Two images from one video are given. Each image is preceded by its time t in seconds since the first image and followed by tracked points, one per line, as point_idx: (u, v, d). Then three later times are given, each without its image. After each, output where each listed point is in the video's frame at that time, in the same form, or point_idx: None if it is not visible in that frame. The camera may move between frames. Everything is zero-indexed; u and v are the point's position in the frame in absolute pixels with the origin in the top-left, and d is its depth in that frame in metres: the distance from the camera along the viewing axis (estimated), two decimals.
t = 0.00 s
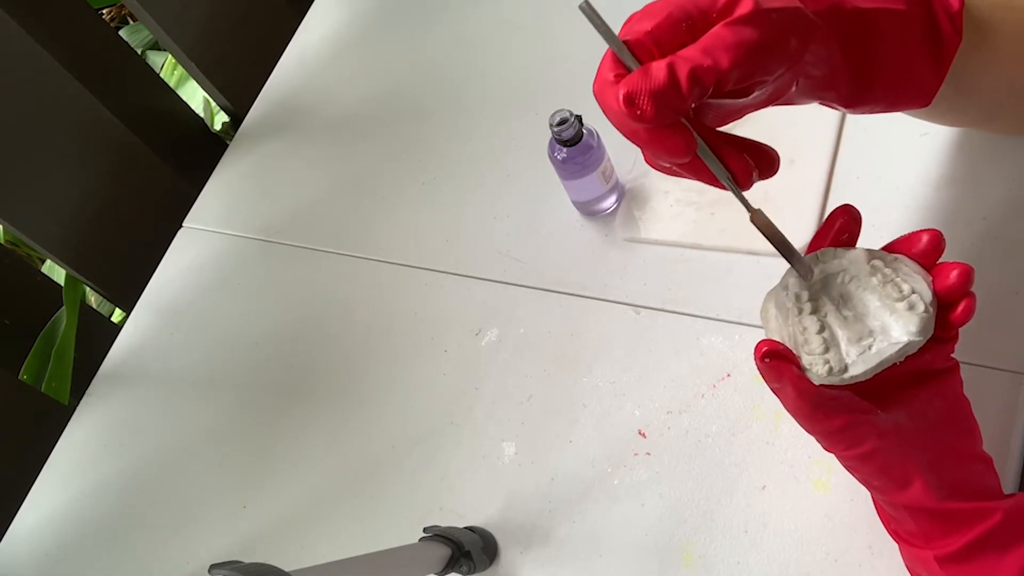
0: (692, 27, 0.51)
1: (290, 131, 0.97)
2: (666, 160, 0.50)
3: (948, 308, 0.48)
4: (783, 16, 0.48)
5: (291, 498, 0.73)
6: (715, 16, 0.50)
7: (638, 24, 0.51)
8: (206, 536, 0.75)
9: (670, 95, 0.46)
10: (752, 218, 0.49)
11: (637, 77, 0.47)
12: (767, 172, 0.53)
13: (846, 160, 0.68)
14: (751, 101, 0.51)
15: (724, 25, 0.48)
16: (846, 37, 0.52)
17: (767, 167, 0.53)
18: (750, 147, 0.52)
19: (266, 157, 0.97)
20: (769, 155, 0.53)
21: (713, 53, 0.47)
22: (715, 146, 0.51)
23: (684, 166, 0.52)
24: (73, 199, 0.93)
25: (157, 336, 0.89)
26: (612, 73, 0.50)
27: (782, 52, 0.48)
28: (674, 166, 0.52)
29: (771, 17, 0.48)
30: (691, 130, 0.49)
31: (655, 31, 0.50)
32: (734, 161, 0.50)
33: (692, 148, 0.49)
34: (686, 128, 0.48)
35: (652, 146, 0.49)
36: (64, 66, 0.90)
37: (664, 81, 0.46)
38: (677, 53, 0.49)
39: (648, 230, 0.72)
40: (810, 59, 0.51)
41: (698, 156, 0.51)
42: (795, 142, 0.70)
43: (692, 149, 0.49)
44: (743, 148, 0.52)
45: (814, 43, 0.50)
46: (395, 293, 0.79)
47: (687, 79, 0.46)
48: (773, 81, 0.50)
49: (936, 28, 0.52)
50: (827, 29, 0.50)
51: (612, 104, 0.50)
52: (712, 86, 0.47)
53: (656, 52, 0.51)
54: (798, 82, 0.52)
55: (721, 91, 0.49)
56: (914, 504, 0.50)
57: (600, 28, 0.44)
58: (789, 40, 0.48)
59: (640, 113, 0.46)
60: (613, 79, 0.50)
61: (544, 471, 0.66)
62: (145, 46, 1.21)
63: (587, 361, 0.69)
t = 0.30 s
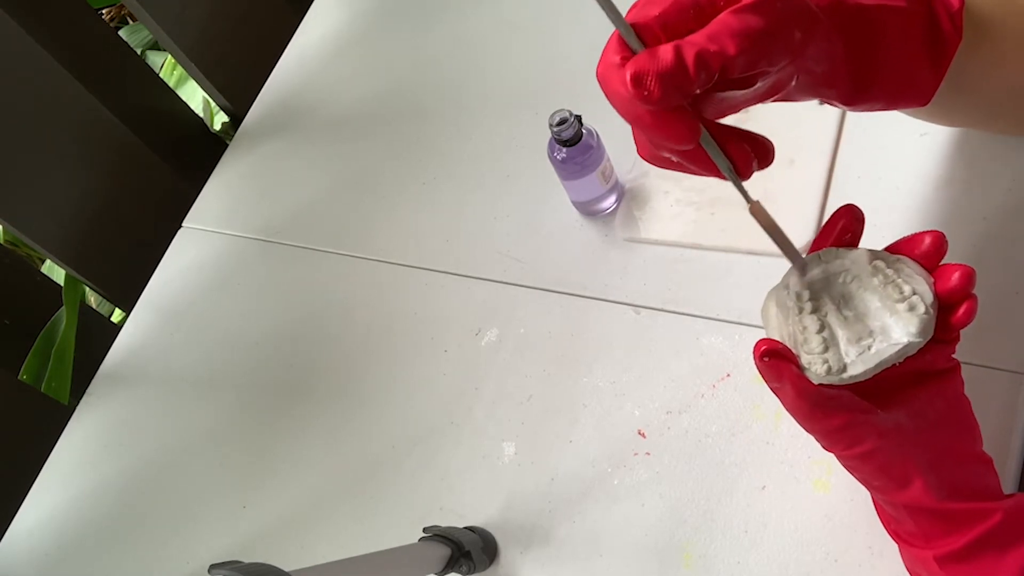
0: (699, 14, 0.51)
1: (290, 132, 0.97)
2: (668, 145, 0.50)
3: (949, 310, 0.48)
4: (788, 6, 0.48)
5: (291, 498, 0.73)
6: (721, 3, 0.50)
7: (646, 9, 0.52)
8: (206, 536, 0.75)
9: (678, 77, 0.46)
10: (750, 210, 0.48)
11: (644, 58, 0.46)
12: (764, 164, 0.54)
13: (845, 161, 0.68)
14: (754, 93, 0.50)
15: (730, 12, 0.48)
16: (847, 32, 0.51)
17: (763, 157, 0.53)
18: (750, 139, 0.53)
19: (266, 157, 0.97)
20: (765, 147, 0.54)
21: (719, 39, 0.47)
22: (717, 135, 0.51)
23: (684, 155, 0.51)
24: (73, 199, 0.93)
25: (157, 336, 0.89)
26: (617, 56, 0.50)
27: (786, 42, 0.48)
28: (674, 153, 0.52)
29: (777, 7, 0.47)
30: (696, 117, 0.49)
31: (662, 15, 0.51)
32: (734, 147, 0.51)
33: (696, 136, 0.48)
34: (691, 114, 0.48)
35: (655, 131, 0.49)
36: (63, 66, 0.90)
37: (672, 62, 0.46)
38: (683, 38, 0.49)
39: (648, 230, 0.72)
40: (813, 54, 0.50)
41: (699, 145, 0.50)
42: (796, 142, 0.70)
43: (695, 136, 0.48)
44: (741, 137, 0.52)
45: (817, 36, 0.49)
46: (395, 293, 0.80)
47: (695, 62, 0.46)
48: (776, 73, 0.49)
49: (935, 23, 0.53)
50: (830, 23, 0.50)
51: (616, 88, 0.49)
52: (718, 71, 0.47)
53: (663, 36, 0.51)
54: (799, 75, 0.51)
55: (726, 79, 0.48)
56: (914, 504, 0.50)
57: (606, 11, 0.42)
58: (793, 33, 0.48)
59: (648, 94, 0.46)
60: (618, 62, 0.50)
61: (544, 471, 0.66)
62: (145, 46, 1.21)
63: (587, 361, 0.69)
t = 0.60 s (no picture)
0: (715, 30, 0.51)
1: (290, 132, 0.97)
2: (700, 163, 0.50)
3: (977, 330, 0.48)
4: (800, 13, 0.48)
5: (291, 498, 0.73)
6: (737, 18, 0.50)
7: (661, 33, 0.51)
8: (206, 536, 0.74)
9: (704, 99, 0.46)
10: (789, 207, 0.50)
11: (667, 83, 0.46)
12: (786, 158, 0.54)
13: (846, 161, 0.68)
14: (767, 97, 0.50)
15: (744, 26, 0.48)
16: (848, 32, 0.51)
17: (782, 149, 0.53)
18: (769, 136, 0.53)
19: (266, 157, 0.97)
20: (782, 140, 0.54)
21: (738, 55, 0.47)
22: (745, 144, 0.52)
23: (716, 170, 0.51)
24: (73, 199, 0.93)
25: (158, 336, 0.89)
26: (638, 84, 0.50)
27: (800, 47, 0.48)
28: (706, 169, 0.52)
29: (789, 15, 0.48)
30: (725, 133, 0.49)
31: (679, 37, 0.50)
32: (765, 152, 0.52)
33: (728, 150, 0.48)
34: (720, 129, 0.48)
35: (688, 152, 0.49)
36: (63, 66, 0.90)
37: (696, 85, 0.46)
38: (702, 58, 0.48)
39: (648, 230, 0.72)
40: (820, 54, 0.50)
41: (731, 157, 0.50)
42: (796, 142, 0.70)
43: (728, 150, 0.48)
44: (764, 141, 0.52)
45: (823, 35, 0.49)
46: (395, 293, 0.79)
47: (717, 79, 0.46)
48: (792, 78, 0.49)
49: (935, 23, 0.52)
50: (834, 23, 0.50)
51: (642, 116, 0.50)
52: (740, 87, 0.47)
53: (680, 58, 0.51)
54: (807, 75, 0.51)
55: (747, 94, 0.48)
56: (914, 494, 0.50)
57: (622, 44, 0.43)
58: (806, 37, 0.48)
59: (676, 118, 0.46)
60: (640, 91, 0.50)
61: (544, 471, 0.66)
62: (145, 46, 1.21)
63: (587, 361, 0.69)
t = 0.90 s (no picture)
0: (711, 51, 0.50)
1: (290, 132, 0.97)
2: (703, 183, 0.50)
3: (982, 333, 0.48)
4: (796, 27, 0.48)
5: (291, 498, 0.73)
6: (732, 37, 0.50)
7: (657, 56, 0.51)
8: (206, 536, 0.74)
9: (704, 122, 0.46)
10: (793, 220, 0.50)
11: (667, 109, 0.46)
12: (789, 171, 0.54)
13: (845, 161, 0.68)
14: (765, 109, 0.51)
15: (740, 46, 0.48)
16: (846, 41, 0.51)
17: (785, 163, 0.53)
18: (773, 150, 0.53)
19: (266, 157, 0.97)
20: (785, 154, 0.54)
21: (736, 75, 0.47)
22: (747, 160, 0.52)
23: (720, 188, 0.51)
24: (73, 199, 0.93)
25: (157, 336, 0.89)
26: (638, 109, 0.50)
27: (796, 59, 0.48)
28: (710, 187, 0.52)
29: (784, 30, 0.48)
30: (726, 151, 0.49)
31: (676, 59, 0.50)
32: (767, 167, 0.52)
33: (731, 169, 0.48)
34: (721, 149, 0.48)
35: (691, 175, 0.49)
36: (63, 66, 0.90)
37: (695, 110, 0.46)
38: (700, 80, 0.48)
39: (647, 231, 0.72)
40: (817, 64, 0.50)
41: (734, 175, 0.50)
42: (795, 143, 0.70)
43: (730, 168, 0.48)
44: (765, 154, 0.52)
45: (821, 45, 0.50)
46: (395, 293, 0.79)
47: (716, 102, 0.46)
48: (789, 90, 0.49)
49: (931, 28, 0.53)
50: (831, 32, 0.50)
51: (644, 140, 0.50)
52: (739, 107, 0.47)
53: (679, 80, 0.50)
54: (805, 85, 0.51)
55: (746, 112, 0.49)
56: (914, 493, 0.50)
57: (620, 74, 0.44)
58: (802, 48, 0.48)
59: (678, 143, 0.46)
60: (640, 115, 0.50)
61: (544, 471, 0.66)
62: (145, 46, 1.21)
63: (587, 361, 0.69)
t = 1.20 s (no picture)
0: (711, 51, 0.50)
1: (290, 132, 0.97)
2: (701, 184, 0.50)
3: (980, 333, 0.48)
4: (797, 30, 0.48)
5: (291, 498, 0.73)
6: (732, 37, 0.50)
7: (657, 54, 0.51)
8: (206, 536, 0.74)
9: (703, 122, 0.46)
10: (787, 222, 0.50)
11: (666, 108, 0.46)
12: (787, 175, 0.54)
13: (846, 161, 0.68)
14: (764, 112, 0.51)
15: (741, 47, 0.48)
16: (849, 44, 0.51)
17: (784, 167, 0.53)
18: (771, 151, 0.53)
19: (266, 157, 0.97)
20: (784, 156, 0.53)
21: (735, 76, 0.47)
22: (744, 162, 0.52)
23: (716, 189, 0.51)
24: (73, 199, 0.93)
25: (158, 336, 0.89)
26: (638, 107, 0.50)
27: (796, 62, 0.48)
28: (707, 188, 0.51)
29: (785, 32, 0.48)
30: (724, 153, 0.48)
31: (677, 58, 0.50)
32: (764, 169, 0.52)
33: (728, 170, 0.48)
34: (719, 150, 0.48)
35: (688, 174, 0.49)
36: (64, 66, 0.90)
37: (694, 109, 0.46)
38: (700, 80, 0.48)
39: (647, 231, 0.72)
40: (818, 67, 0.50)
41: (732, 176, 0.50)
42: (795, 143, 0.70)
43: (728, 170, 0.48)
44: (763, 156, 0.52)
45: (822, 47, 0.50)
46: (395, 293, 0.79)
47: (715, 101, 0.46)
48: (789, 93, 0.50)
49: (933, 30, 0.53)
50: (833, 35, 0.50)
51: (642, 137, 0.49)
52: (738, 108, 0.47)
53: (679, 80, 0.50)
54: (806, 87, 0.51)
55: (745, 113, 0.48)
56: (913, 493, 0.50)
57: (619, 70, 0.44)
58: (803, 52, 0.48)
59: (676, 143, 0.46)
60: (640, 113, 0.49)
61: (544, 471, 0.66)
62: (145, 46, 1.21)
63: (587, 361, 0.69)
